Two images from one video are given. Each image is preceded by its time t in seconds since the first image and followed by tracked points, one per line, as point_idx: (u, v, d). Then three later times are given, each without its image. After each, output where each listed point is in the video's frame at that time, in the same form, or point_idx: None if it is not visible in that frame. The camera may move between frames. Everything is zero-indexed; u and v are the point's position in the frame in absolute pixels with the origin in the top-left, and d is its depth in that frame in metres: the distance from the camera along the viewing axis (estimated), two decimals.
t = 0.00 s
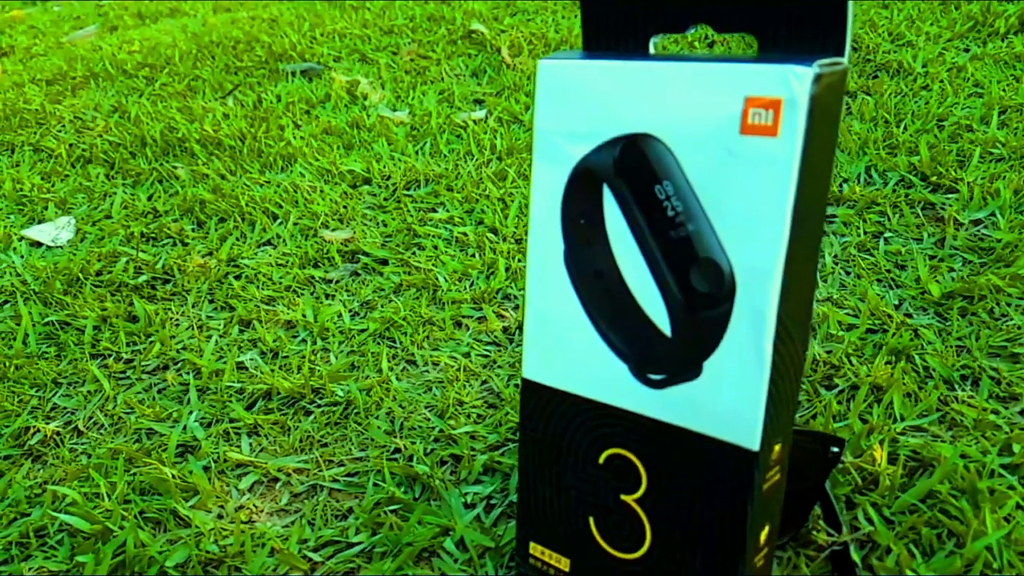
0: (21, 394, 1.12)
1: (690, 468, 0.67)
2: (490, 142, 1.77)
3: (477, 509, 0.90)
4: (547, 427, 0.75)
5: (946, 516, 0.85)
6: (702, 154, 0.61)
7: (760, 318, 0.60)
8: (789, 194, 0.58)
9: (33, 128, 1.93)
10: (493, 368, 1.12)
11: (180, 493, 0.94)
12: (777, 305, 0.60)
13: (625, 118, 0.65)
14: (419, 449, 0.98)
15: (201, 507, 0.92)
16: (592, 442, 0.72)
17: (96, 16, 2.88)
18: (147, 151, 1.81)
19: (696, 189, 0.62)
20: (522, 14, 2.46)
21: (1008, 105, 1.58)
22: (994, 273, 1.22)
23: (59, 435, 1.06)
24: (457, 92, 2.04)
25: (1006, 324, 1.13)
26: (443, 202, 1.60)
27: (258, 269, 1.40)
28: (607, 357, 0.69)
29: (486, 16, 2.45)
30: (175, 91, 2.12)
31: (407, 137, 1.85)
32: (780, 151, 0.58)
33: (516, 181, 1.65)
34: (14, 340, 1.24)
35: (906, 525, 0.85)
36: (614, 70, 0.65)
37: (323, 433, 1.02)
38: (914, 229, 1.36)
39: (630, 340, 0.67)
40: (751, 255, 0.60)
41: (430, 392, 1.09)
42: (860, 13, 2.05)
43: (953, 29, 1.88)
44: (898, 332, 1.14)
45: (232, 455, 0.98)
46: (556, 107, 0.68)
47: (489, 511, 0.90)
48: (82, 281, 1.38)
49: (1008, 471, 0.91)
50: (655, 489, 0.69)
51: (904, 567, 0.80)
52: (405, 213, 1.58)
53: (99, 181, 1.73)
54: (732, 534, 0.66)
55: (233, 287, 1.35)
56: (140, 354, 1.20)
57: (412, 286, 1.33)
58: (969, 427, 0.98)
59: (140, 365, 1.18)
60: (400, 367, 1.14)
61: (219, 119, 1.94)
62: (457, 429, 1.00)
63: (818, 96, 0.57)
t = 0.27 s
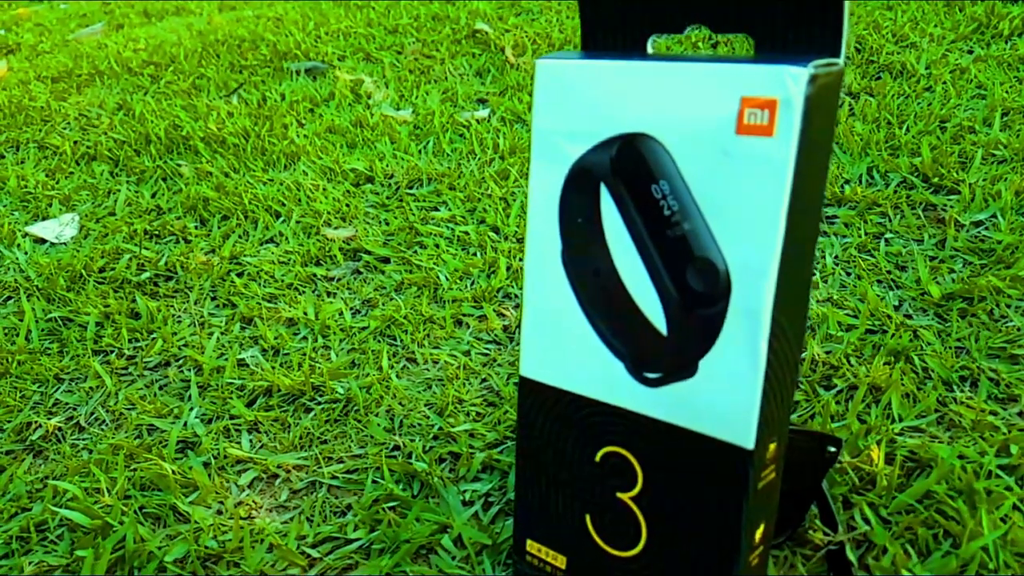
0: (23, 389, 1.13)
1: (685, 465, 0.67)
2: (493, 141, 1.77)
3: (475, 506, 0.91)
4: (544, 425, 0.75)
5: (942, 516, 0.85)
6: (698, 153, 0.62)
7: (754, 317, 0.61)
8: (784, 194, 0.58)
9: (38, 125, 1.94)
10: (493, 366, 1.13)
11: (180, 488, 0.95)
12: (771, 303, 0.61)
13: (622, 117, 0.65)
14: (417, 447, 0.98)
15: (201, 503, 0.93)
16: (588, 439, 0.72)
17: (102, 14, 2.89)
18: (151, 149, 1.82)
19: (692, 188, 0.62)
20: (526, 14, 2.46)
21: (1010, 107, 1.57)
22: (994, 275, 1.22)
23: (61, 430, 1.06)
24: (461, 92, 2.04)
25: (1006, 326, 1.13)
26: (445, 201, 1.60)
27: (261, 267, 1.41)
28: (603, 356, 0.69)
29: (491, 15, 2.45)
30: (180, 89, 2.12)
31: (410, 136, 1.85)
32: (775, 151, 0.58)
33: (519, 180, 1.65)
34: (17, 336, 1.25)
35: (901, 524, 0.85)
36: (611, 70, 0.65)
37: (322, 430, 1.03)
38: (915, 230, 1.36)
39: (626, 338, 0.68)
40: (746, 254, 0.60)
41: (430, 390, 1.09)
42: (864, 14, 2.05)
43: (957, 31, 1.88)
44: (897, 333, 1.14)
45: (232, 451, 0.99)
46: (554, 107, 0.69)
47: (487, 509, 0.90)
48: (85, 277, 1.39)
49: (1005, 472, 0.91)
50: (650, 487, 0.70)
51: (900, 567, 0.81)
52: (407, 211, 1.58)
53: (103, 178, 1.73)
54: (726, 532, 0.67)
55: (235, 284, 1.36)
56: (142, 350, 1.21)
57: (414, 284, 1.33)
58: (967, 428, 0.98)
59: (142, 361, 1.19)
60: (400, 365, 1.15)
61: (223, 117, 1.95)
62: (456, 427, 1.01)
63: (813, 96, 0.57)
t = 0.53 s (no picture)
0: (26, 387, 1.14)
1: (682, 464, 0.68)
2: (495, 140, 1.77)
3: (474, 504, 0.91)
4: (543, 423, 0.76)
5: (940, 515, 0.86)
6: (695, 153, 0.62)
7: (751, 315, 0.61)
8: (780, 193, 0.59)
9: (42, 124, 1.95)
10: (493, 365, 1.13)
11: (181, 486, 0.95)
12: (768, 302, 0.61)
13: (620, 117, 0.66)
14: (417, 445, 0.98)
15: (202, 500, 0.93)
16: (587, 438, 0.73)
17: (106, 13, 2.90)
18: (154, 147, 1.82)
19: (689, 187, 0.63)
20: (530, 14, 2.46)
21: (1013, 107, 1.57)
22: (995, 275, 1.22)
23: (63, 428, 1.07)
24: (464, 91, 2.04)
25: (1006, 326, 1.13)
26: (447, 200, 1.60)
27: (263, 266, 1.41)
28: (601, 354, 0.70)
29: (495, 15, 2.45)
30: (183, 88, 2.13)
31: (413, 135, 1.85)
32: (771, 151, 0.58)
33: (520, 179, 1.65)
34: (20, 334, 1.25)
35: (899, 524, 0.85)
36: (610, 69, 0.65)
37: (323, 429, 1.03)
38: (917, 230, 1.36)
39: (624, 336, 0.68)
40: (743, 252, 0.61)
41: (430, 388, 1.10)
42: (867, 14, 2.04)
43: (960, 31, 1.88)
44: (897, 333, 1.14)
45: (233, 449, 0.99)
46: (553, 106, 0.69)
47: (486, 507, 0.90)
48: (88, 276, 1.40)
49: (1004, 471, 0.91)
50: (648, 486, 0.70)
51: (898, 566, 0.81)
52: (409, 210, 1.58)
53: (106, 177, 1.74)
54: (723, 530, 0.67)
55: (237, 283, 1.36)
56: (144, 348, 1.22)
57: (415, 283, 1.34)
58: (966, 428, 0.98)
59: (144, 359, 1.20)
60: (401, 363, 1.15)
61: (226, 116, 1.95)
62: (456, 425, 1.01)
63: (810, 96, 0.58)
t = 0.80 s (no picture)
0: (28, 386, 1.14)
1: (681, 462, 0.68)
2: (496, 139, 1.77)
3: (475, 503, 0.91)
4: (542, 422, 0.76)
5: (940, 514, 0.86)
6: (693, 151, 0.62)
7: (749, 313, 0.61)
8: (778, 191, 0.59)
9: (44, 123, 1.95)
10: (494, 364, 1.13)
11: (182, 484, 0.95)
12: (765, 300, 0.61)
13: (618, 116, 0.66)
14: (417, 444, 0.99)
15: (202, 499, 0.93)
16: (586, 436, 0.73)
17: (108, 13, 2.90)
18: (156, 147, 1.83)
19: (687, 186, 0.63)
20: (531, 13, 2.46)
21: (1014, 105, 1.57)
22: (996, 273, 1.22)
23: (64, 427, 1.07)
24: (465, 90, 2.04)
25: (1006, 325, 1.13)
26: (448, 199, 1.60)
27: (264, 265, 1.42)
28: (600, 353, 0.70)
29: (496, 14, 2.45)
30: (185, 88, 2.13)
31: (414, 134, 1.85)
32: (769, 149, 0.58)
33: (521, 178, 1.65)
34: (22, 333, 1.26)
35: (898, 522, 0.85)
36: (608, 68, 0.66)
37: (324, 427, 1.03)
38: (917, 229, 1.36)
39: (622, 335, 0.68)
40: (741, 251, 0.61)
41: (430, 387, 1.10)
42: (868, 13, 2.04)
43: (962, 29, 1.88)
44: (897, 331, 1.14)
45: (234, 448, 0.99)
46: (552, 105, 0.69)
47: (486, 505, 0.91)
48: (90, 275, 1.40)
49: (1004, 469, 0.91)
50: (648, 484, 0.70)
51: (897, 564, 0.81)
52: (410, 209, 1.58)
53: (108, 176, 1.74)
54: (721, 528, 0.67)
55: (238, 282, 1.36)
56: (145, 348, 1.22)
57: (416, 282, 1.34)
58: (966, 426, 0.98)
59: (145, 358, 1.20)
60: (402, 362, 1.15)
61: (228, 115, 1.95)
62: (457, 424, 1.01)
63: (807, 94, 0.58)
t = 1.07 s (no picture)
0: (29, 383, 1.14)
1: (681, 459, 0.68)
2: (498, 137, 1.77)
3: (475, 500, 0.91)
4: (542, 419, 0.76)
5: (939, 512, 0.86)
6: (693, 149, 0.62)
7: (748, 310, 0.61)
8: (777, 188, 0.59)
9: (46, 121, 1.95)
10: (494, 362, 1.13)
11: (183, 481, 0.96)
12: (765, 297, 0.61)
13: (618, 113, 0.66)
14: (418, 442, 0.99)
15: (203, 495, 0.94)
16: (585, 433, 0.73)
17: (110, 11, 2.90)
18: (158, 144, 1.83)
19: (687, 183, 0.63)
20: (534, 11, 2.46)
21: (1017, 104, 1.57)
22: (997, 272, 1.22)
23: (65, 424, 1.07)
24: (467, 88, 2.04)
25: (1007, 324, 1.13)
26: (449, 197, 1.60)
27: (265, 262, 1.42)
28: (600, 350, 0.70)
29: (498, 13, 2.44)
30: (187, 85, 2.13)
31: (416, 133, 1.85)
32: (768, 147, 0.58)
33: (523, 176, 1.65)
34: (23, 330, 1.26)
35: (898, 520, 0.85)
36: (608, 66, 0.66)
37: (324, 425, 1.04)
38: (919, 228, 1.35)
39: (622, 332, 0.68)
40: (741, 248, 0.61)
41: (431, 385, 1.10)
42: (871, 12, 2.04)
43: (965, 28, 1.87)
44: (898, 330, 1.14)
45: (235, 445, 1.00)
46: (553, 102, 0.69)
47: (487, 503, 0.91)
48: (91, 272, 1.40)
49: (1004, 468, 0.91)
50: (647, 481, 0.70)
51: (897, 562, 0.81)
52: (411, 207, 1.58)
53: (110, 174, 1.75)
54: (721, 525, 0.67)
55: (240, 280, 1.37)
56: (146, 345, 1.22)
57: (418, 280, 1.34)
58: (967, 425, 0.98)
59: (146, 355, 1.20)
60: (403, 360, 1.15)
61: (230, 113, 1.95)
62: (457, 421, 1.02)
63: (806, 91, 0.58)
